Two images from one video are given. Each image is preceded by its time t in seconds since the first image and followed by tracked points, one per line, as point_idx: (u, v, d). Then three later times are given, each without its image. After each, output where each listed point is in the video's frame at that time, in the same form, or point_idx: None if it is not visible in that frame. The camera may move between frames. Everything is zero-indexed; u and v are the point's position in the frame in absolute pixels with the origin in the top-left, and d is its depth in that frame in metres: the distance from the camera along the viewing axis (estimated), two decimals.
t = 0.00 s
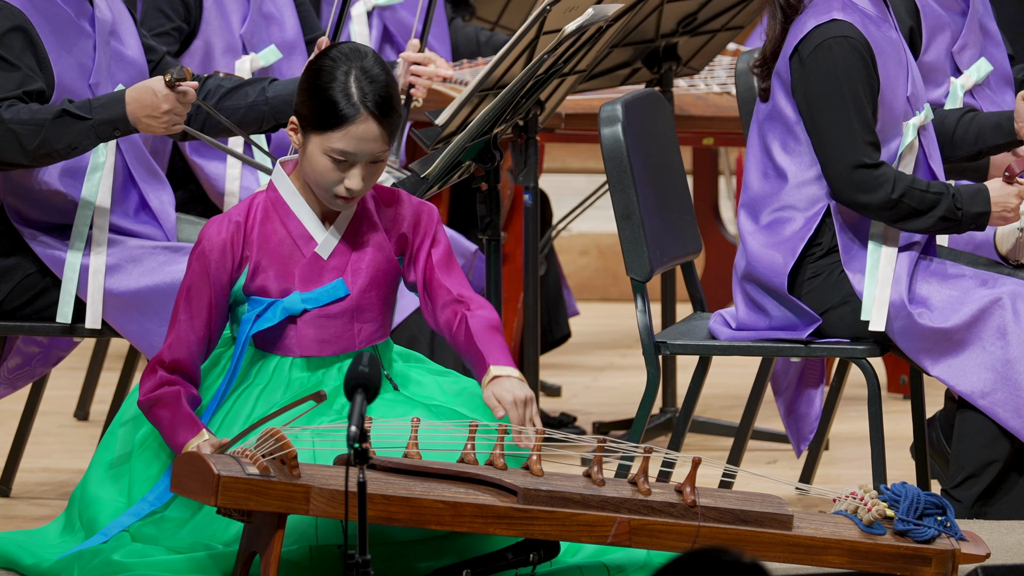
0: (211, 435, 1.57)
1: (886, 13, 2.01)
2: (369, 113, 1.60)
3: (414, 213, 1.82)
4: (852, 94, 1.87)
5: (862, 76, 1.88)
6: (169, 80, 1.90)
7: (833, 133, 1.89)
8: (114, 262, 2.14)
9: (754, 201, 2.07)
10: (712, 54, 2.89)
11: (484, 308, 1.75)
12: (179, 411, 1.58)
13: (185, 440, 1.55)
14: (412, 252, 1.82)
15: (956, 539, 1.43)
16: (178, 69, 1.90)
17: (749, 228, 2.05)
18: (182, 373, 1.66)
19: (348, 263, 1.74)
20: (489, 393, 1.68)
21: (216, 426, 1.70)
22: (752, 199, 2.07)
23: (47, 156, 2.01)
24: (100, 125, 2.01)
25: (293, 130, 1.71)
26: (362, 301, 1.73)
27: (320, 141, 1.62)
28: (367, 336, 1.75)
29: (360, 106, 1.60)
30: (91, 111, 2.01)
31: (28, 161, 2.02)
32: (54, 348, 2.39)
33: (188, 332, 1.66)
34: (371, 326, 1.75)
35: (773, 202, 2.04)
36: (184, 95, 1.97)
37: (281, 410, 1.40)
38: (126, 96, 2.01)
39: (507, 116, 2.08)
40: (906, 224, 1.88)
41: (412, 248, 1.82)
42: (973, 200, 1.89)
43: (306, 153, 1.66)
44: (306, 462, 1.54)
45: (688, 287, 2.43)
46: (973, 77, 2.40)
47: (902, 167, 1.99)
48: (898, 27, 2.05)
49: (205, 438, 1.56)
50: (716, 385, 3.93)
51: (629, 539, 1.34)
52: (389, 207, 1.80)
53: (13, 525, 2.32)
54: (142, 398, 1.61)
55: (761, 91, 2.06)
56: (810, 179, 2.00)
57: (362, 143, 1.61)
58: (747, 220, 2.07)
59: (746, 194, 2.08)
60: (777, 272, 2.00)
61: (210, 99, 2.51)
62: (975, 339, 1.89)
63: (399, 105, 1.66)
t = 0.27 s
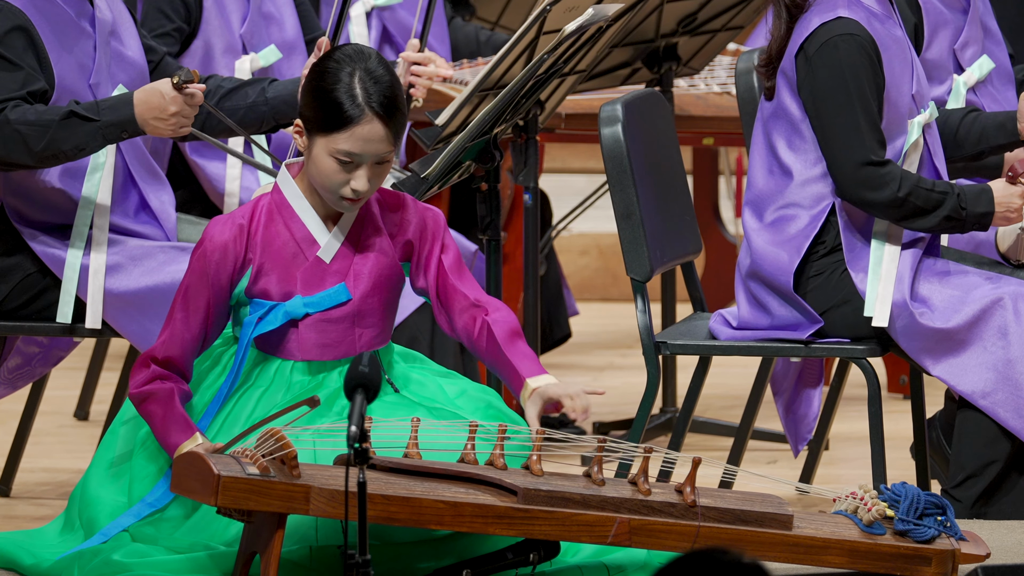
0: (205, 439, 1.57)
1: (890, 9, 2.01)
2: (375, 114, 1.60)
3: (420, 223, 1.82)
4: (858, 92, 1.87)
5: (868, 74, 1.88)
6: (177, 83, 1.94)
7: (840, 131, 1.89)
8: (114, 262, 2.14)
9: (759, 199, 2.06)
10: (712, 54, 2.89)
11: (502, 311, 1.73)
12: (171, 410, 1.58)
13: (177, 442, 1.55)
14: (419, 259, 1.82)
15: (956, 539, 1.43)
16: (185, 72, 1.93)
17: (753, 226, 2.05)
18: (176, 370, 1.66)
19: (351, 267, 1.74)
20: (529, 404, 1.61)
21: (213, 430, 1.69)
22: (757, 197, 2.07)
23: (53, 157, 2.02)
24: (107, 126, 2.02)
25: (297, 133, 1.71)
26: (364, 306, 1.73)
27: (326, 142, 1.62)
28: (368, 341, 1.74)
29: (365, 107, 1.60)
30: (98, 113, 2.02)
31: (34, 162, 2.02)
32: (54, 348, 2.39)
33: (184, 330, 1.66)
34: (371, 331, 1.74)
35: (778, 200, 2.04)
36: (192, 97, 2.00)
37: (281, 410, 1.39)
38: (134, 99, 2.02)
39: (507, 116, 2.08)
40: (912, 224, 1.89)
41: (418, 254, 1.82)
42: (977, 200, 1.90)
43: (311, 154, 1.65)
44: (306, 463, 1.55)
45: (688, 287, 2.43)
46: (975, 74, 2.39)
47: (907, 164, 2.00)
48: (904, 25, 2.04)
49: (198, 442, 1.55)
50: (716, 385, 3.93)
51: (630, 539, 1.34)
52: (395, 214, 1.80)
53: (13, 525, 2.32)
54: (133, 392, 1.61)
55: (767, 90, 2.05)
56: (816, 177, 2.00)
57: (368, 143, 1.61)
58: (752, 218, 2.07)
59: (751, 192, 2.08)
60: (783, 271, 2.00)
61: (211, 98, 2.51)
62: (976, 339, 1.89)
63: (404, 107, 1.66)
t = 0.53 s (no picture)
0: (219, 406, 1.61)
1: (894, 8, 2.01)
2: (386, 112, 1.61)
3: (429, 229, 1.81)
4: (863, 89, 1.87)
5: (873, 71, 1.88)
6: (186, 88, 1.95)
7: (845, 128, 1.89)
8: (114, 262, 2.14)
9: (762, 197, 2.06)
10: (712, 54, 2.89)
11: (512, 332, 1.74)
12: (187, 386, 1.61)
13: (191, 410, 1.59)
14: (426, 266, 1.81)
15: (956, 539, 1.43)
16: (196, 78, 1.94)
17: (757, 223, 2.05)
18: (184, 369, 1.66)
19: (361, 270, 1.74)
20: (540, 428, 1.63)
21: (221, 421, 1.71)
22: (760, 194, 2.07)
23: (60, 160, 2.02)
24: (116, 131, 2.04)
25: (309, 134, 1.70)
26: (374, 309, 1.73)
27: (336, 142, 1.62)
28: (378, 345, 1.74)
29: (376, 105, 1.60)
30: (108, 117, 2.04)
31: (41, 165, 2.02)
32: (54, 348, 2.40)
33: (193, 331, 1.66)
34: (382, 334, 1.74)
35: (782, 197, 2.04)
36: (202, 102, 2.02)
37: (281, 410, 1.39)
38: (144, 104, 2.04)
39: (507, 116, 2.08)
40: (917, 224, 1.89)
41: (424, 262, 1.81)
42: (980, 200, 1.91)
43: (322, 155, 1.65)
44: (307, 463, 1.55)
45: (688, 287, 2.43)
46: (975, 71, 2.39)
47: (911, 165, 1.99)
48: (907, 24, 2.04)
49: (213, 407, 1.59)
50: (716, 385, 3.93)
51: (630, 539, 1.34)
52: (404, 219, 1.80)
53: (13, 525, 2.32)
54: (148, 383, 1.64)
55: (771, 88, 2.06)
56: (820, 175, 2.00)
57: (379, 142, 1.60)
58: (755, 215, 2.06)
59: (755, 190, 2.08)
60: (787, 269, 2.00)
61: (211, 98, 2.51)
62: (977, 339, 1.89)
63: (414, 105, 1.66)
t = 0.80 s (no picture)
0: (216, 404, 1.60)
1: (898, 8, 2.01)
2: (395, 125, 1.60)
3: (433, 231, 1.80)
4: (868, 89, 1.87)
5: (879, 72, 1.88)
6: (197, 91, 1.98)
7: (851, 129, 1.89)
8: (113, 262, 2.14)
9: (765, 195, 2.06)
10: (712, 54, 2.89)
11: (510, 336, 1.73)
12: (186, 383, 1.61)
13: (189, 408, 1.59)
14: (428, 269, 1.81)
15: (957, 539, 1.43)
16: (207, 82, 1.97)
17: (759, 222, 2.05)
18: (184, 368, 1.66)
19: (364, 273, 1.74)
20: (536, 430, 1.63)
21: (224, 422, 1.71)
22: (763, 194, 2.07)
23: (69, 162, 2.02)
24: (128, 133, 2.04)
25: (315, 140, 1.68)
26: (377, 312, 1.74)
27: (345, 151, 1.62)
28: (380, 348, 1.74)
29: (386, 117, 1.60)
30: (120, 120, 2.04)
31: (50, 167, 2.02)
32: (54, 348, 2.40)
33: (193, 330, 1.66)
34: (383, 338, 1.75)
35: (784, 196, 2.04)
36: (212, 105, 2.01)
37: (281, 410, 1.39)
38: (156, 107, 2.04)
39: (507, 116, 2.08)
40: (923, 224, 1.89)
41: (427, 264, 1.81)
42: (984, 201, 1.91)
43: (328, 162, 1.65)
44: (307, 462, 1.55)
45: (688, 287, 2.43)
46: (975, 68, 2.39)
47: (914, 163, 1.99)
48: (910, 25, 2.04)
49: (211, 406, 1.59)
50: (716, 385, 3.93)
51: (630, 539, 1.34)
52: (408, 223, 1.79)
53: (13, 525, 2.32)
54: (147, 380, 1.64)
55: (773, 88, 2.05)
56: (822, 175, 2.00)
57: (387, 153, 1.61)
58: (757, 214, 2.06)
59: (757, 189, 2.08)
60: (789, 269, 2.00)
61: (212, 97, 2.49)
62: (978, 339, 1.89)
63: (421, 115, 1.66)
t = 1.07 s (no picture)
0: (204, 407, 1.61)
1: (900, 8, 2.01)
2: (384, 98, 1.61)
3: (431, 230, 1.80)
4: (871, 88, 1.87)
5: (882, 71, 1.88)
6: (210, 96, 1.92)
7: (856, 129, 1.89)
8: (114, 262, 2.14)
9: (765, 195, 2.06)
10: (712, 54, 2.89)
11: (510, 338, 1.73)
12: (176, 381, 1.63)
13: (178, 409, 1.60)
14: (426, 268, 1.80)
15: (956, 539, 1.43)
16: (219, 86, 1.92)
17: (760, 222, 2.05)
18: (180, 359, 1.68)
19: (362, 267, 1.74)
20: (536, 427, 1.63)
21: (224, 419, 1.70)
22: (764, 193, 2.07)
23: (83, 165, 2.03)
24: (144, 138, 2.06)
25: (309, 126, 1.71)
26: (374, 307, 1.72)
27: (336, 130, 1.62)
28: (377, 343, 1.74)
29: (375, 92, 1.61)
30: (136, 124, 2.06)
31: (63, 170, 2.03)
32: (54, 348, 2.39)
33: (189, 322, 1.67)
34: (381, 333, 1.74)
35: (785, 196, 2.04)
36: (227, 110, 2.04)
37: (281, 410, 1.39)
38: (172, 111, 2.06)
39: (507, 116, 2.08)
40: (929, 223, 1.89)
41: (426, 263, 1.80)
42: (989, 201, 1.91)
43: (322, 145, 1.65)
44: (307, 462, 1.55)
45: (688, 287, 2.43)
46: (976, 66, 2.39)
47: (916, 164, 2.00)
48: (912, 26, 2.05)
49: (200, 409, 1.59)
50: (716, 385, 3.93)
51: (629, 539, 1.34)
52: (406, 218, 1.80)
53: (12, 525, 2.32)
54: (140, 370, 1.65)
55: (773, 87, 2.05)
56: (823, 175, 1.99)
57: (379, 128, 1.60)
58: (758, 214, 2.06)
59: (758, 189, 2.08)
60: (790, 270, 2.00)
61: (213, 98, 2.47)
62: (978, 339, 1.89)
63: (413, 94, 1.67)
